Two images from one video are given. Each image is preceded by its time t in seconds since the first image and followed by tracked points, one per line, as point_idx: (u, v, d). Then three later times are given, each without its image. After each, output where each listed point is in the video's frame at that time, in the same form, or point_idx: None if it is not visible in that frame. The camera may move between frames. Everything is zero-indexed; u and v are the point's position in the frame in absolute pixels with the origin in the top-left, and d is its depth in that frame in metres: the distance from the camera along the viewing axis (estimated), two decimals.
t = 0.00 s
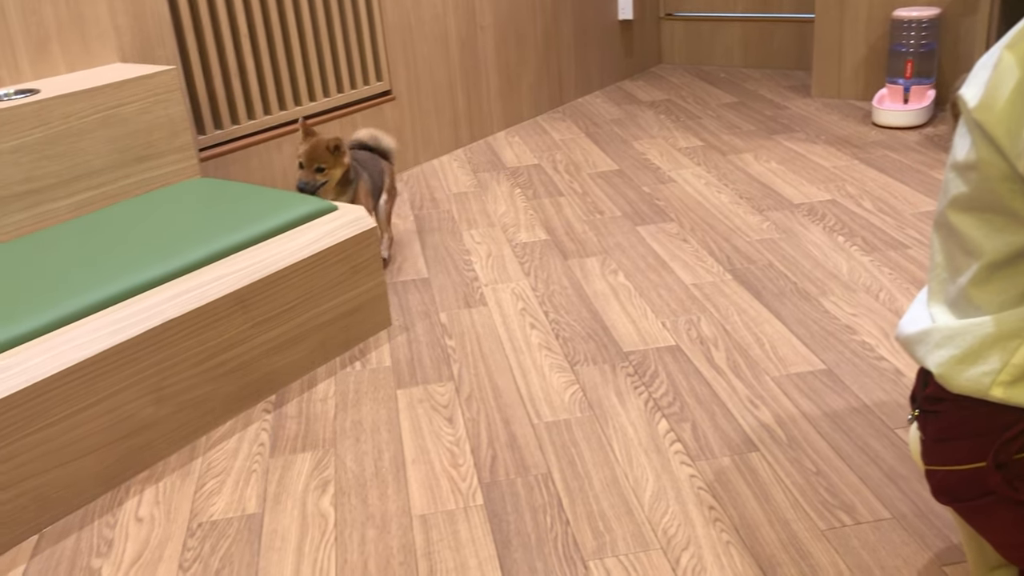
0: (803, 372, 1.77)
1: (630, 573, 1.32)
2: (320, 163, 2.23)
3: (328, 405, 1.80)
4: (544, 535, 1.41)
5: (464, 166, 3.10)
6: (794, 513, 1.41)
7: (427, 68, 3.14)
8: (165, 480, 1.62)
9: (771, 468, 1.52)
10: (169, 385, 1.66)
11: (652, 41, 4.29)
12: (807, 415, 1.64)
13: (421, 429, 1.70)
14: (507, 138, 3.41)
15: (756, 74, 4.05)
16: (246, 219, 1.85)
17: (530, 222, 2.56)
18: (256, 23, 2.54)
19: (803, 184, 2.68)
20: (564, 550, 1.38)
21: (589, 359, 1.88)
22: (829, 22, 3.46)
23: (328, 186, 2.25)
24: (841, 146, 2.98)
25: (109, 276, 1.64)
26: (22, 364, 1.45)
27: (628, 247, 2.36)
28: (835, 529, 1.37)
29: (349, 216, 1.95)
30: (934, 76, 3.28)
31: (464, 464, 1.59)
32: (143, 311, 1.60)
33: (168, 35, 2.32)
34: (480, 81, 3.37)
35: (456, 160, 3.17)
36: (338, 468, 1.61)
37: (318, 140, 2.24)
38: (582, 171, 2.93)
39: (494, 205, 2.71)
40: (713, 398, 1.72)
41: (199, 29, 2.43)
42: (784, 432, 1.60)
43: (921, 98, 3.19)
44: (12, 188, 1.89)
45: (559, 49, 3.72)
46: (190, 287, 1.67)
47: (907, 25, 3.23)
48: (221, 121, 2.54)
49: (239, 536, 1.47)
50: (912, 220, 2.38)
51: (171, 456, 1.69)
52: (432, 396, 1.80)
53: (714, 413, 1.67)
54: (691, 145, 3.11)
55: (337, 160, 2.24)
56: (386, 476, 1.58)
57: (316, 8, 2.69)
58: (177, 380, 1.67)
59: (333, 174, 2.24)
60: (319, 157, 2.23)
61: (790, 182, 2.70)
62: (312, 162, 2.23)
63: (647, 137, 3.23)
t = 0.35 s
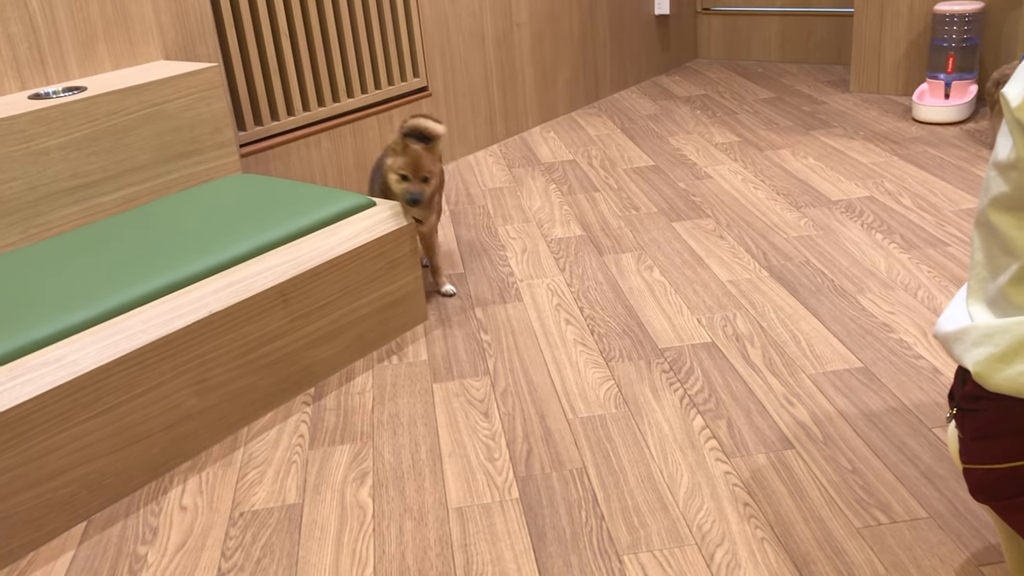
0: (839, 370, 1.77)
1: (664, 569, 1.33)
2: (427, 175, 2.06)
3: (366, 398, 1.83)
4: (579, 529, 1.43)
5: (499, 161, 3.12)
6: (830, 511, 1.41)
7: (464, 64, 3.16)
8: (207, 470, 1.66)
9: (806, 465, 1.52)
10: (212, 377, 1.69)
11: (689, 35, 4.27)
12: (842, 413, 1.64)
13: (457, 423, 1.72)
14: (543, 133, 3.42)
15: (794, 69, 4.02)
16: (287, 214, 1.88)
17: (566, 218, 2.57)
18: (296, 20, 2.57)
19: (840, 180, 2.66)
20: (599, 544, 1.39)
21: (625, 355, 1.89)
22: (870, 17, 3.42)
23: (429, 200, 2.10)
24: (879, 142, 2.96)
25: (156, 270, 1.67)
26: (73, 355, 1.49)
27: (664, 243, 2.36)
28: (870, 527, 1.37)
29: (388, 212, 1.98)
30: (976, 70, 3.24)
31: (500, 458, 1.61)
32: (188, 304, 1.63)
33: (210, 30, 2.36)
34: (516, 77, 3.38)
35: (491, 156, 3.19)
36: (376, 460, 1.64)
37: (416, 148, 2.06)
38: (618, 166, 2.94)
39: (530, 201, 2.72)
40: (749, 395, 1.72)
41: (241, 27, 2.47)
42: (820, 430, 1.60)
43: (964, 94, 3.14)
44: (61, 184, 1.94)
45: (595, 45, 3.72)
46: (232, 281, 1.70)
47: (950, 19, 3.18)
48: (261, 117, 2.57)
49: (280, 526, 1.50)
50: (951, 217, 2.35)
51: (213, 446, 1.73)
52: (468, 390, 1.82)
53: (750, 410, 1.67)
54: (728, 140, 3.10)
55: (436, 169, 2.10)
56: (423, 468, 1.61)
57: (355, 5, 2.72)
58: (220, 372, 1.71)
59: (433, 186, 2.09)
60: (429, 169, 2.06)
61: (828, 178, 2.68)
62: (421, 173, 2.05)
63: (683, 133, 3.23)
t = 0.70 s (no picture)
0: (850, 366, 1.75)
1: (673, 565, 1.33)
2: (484, 203, 1.86)
3: (376, 393, 1.84)
4: (588, 525, 1.42)
5: (510, 157, 3.11)
6: (840, 508, 1.40)
7: (475, 60, 3.15)
8: (218, 464, 1.67)
9: (817, 462, 1.51)
10: (222, 372, 1.70)
11: (701, 31, 4.25)
12: (853, 409, 1.63)
13: (466, 418, 1.72)
14: (554, 129, 3.41)
15: (808, 64, 4.00)
16: (297, 209, 1.88)
17: (577, 214, 2.56)
18: (308, 17, 2.57)
19: (853, 176, 2.64)
20: (608, 540, 1.39)
21: (635, 351, 1.88)
22: (884, 12, 3.40)
23: (497, 231, 1.88)
24: (893, 137, 2.94)
25: (167, 264, 1.68)
26: (84, 349, 1.49)
27: (675, 239, 2.35)
28: (881, 524, 1.36)
29: (398, 207, 1.98)
30: (991, 66, 3.22)
31: (510, 453, 1.61)
32: (199, 298, 1.64)
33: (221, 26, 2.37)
34: (527, 73, 3.38)
35: (503, 151, 3.18)
36: (386, 454, 1.64)
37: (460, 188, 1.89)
38: (629, 162, 2.93)
39: (541, 196, 2.71)
40: (760, 391, 1.71)
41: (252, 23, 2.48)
42: (831, 427, 1.59)
43: (979, 88, 3.12)
44: (73, 178, 1.95)
45: (608, 40, 3.71)
46: (244, 275, 1.71)
47: (964, 13, 3.15)
48: (273, 113, 2.58)
49: (289, 520, 1.50)
50: (965, 213, 2.33)
51: (224, 441, 1.73)
52: (477, 385, 1.82)
53: (760, 406, 1.67)
54: (740, 136, 3.09)
55: (491, 194, 1.90)
56: (432, 463, 1.61)
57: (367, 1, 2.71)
58: (231, 366, 1.71)
59: (500, 211, 1.88)
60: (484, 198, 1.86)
61: (840, 174, 2.67)
62: (477, 208, 1.85)
63: (695, 128, 3.21)
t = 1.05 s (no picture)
0: (857, 359, 1.75)
1: (677, 555, 1.33)
2: (450, 237, 1.54)
3: (382, 380, 1.84)
4: (593, 514, 1.43)
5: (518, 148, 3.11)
6: (845, 500, 1.40)
7: (483, 50, 3.15)
8: (224, 450, 1.67)
9: (822, 454, 1.51)
10: (229, 358, 1.70)
11: (711, 23, 4.24)
12: (858, 402, 1.63)
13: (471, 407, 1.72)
14: (562, 120, 3.40)
15: (818, 57, 3.98)
16: (304, 197, 1.88)
17: (584, 204, 2.56)
18: (317, 5, 2.56)
19: (862, 169, 2.64)
20: (613, 529, 1.39)
21: (641, 342, 1.88)
22: (894, 6, 3.38)
23: (461, 273, 1.60)
24: (902, 131, 2.92)
25: (174, 250, 1.68)
26: (92, 334, 1.50)
27: (683, 231, 2.35)
28: (886, 517, 1.36)
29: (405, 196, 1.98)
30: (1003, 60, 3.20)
31: (515, 442, 1.61)
32: (206, 285, 1.64)
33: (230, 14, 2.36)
34: (536, 64, 3.37)
35: (510, 142, 3.18)
36: (391, 442, 1.64)
37: (428, 212, 1.58)
38: (638, 154, 2.92)
39: (549, 187, 2.71)
40: (766, 383, 1.71)
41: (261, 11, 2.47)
42: (837, 420, 1.59)
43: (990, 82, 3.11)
44: (82, 164, 1.95)
45: (616, 31, 3.70)
46: (251, 262, 1.71)
47: (976, 6, 3.13)
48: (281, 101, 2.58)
49: (294, 505, 1.51)
50: (974, 208, 2.32)
51: (230, 427, 1.74)
52: (483, 375, 1.82)
53: (766, 398, 1.67)
54: (749, 128, 3.08)
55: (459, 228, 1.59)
56: (437, 451, 1.61)
57: None
58: (237, 352, 1.71)
59: (470, 250, 1.59)
60: (450, 228, 1.55)
61: (849, 167, 2.66)
62: (441, 241, 1.54)
63: (704, 120, 3.20)
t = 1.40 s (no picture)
0: (891, 347, 1.74)
1: (706, 537, 1.33)
2: (389, 296, 1.37)
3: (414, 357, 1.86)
4: (622, 494, 1.43)
5: (553, 129, 3.10)
6: (876, 487, 1.40)
7: (521, 31, 3.14)
8: (259, 420, 1.70)
9: (853, 440, 1.51)
10: (266, 331, 1.72)
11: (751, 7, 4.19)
12: (891, 389, 1.62)
13: (503, 385, 1.74)
14: (599, 102, 3.39)
15: (859, 43, 3.93)
16: (342, 173, 1.90)
17: (619, 187, 2.55)
18: None
19: (901, 157, 2.60)
20: (642, 509, 1.40)
21: (673, 325, 1.88)
22: None
23: (390, 331, 1.40)
24: (943, 119, 2.88)
25: (214, 223, 1.70)
26: (134, 303, 1.52)
27: (718, 215, 2.34)
28: (917, 505, 1.36)
29: (441, 174, 1.99)
30: None
31: (546, 421, 1.62)
32: (245, 258, 1.66)
33: None
34: (573, 45, 3.36)
35: (546, 123, 3.17)
36: (423, 418, 1.66)
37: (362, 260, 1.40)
38: (674, 137, 2.91)
39: (584, 169, 2.71)
40: (799, 369, 1.70)
41: None
42: (869, 408, 1.58)
43: None
44: (125, 136, 1.98)
45: (656, 14, 3.68)
46: (289, 237, 1.72)
47: None
48: (319, 78, 2.59)
49: (328, 476, 1.53)
50: (1016, 198, 2.29)
51: (265, 398, 1.77)
52: (515, 354, 1.83)
53: (798, 384, 1.66)
54: (787, 114, 3.05)
55: (394, 279, 1.41)
56: (469, 427, 1.63)
57: None
58: (274, 326, 1.74)
59: (407, 311, 1.41)
60: (390, 286, 1.38)
61: (888, 155, 2.63)
62: (376, 299, 1.36)
63: (742, 105, 3.18)
